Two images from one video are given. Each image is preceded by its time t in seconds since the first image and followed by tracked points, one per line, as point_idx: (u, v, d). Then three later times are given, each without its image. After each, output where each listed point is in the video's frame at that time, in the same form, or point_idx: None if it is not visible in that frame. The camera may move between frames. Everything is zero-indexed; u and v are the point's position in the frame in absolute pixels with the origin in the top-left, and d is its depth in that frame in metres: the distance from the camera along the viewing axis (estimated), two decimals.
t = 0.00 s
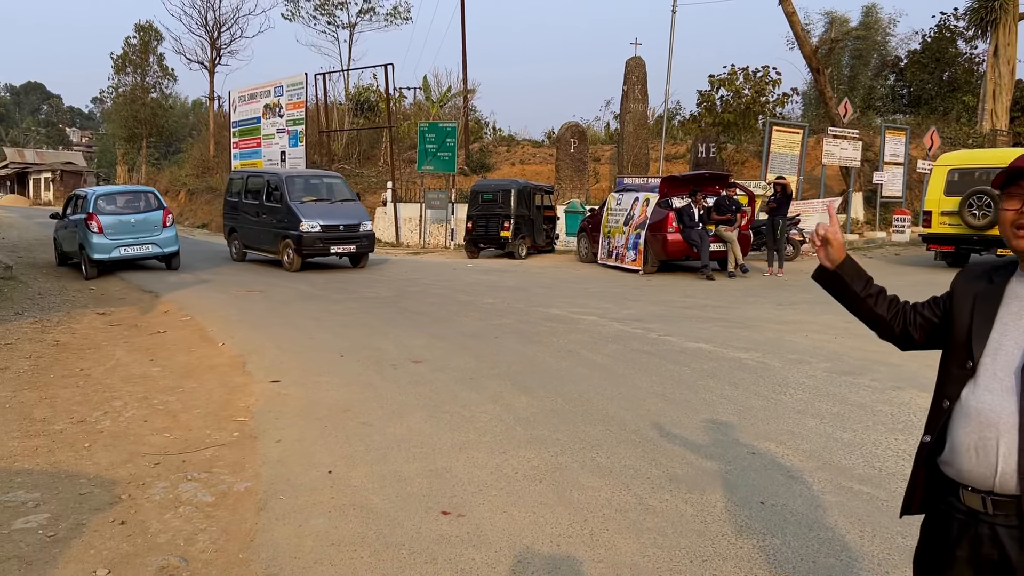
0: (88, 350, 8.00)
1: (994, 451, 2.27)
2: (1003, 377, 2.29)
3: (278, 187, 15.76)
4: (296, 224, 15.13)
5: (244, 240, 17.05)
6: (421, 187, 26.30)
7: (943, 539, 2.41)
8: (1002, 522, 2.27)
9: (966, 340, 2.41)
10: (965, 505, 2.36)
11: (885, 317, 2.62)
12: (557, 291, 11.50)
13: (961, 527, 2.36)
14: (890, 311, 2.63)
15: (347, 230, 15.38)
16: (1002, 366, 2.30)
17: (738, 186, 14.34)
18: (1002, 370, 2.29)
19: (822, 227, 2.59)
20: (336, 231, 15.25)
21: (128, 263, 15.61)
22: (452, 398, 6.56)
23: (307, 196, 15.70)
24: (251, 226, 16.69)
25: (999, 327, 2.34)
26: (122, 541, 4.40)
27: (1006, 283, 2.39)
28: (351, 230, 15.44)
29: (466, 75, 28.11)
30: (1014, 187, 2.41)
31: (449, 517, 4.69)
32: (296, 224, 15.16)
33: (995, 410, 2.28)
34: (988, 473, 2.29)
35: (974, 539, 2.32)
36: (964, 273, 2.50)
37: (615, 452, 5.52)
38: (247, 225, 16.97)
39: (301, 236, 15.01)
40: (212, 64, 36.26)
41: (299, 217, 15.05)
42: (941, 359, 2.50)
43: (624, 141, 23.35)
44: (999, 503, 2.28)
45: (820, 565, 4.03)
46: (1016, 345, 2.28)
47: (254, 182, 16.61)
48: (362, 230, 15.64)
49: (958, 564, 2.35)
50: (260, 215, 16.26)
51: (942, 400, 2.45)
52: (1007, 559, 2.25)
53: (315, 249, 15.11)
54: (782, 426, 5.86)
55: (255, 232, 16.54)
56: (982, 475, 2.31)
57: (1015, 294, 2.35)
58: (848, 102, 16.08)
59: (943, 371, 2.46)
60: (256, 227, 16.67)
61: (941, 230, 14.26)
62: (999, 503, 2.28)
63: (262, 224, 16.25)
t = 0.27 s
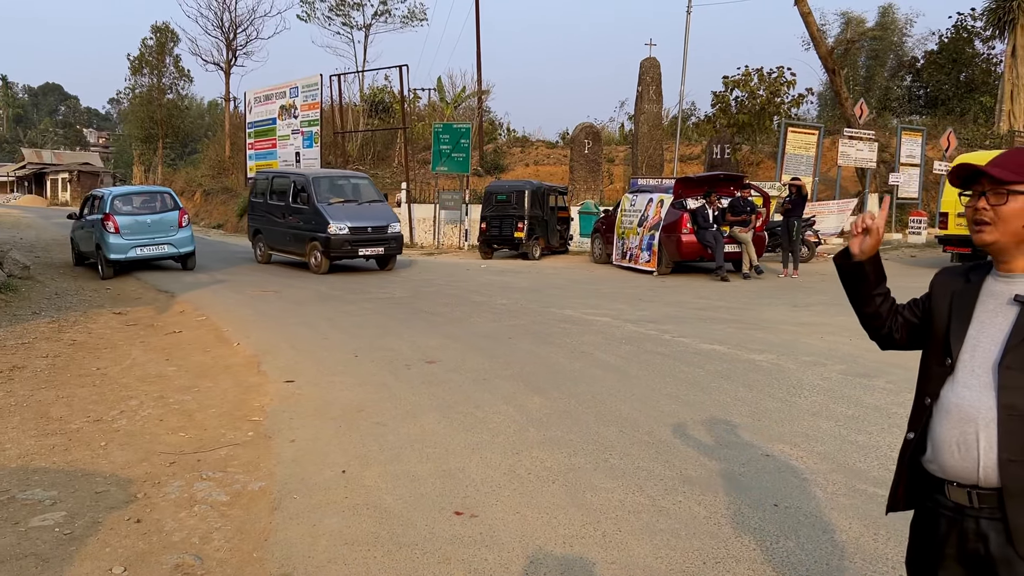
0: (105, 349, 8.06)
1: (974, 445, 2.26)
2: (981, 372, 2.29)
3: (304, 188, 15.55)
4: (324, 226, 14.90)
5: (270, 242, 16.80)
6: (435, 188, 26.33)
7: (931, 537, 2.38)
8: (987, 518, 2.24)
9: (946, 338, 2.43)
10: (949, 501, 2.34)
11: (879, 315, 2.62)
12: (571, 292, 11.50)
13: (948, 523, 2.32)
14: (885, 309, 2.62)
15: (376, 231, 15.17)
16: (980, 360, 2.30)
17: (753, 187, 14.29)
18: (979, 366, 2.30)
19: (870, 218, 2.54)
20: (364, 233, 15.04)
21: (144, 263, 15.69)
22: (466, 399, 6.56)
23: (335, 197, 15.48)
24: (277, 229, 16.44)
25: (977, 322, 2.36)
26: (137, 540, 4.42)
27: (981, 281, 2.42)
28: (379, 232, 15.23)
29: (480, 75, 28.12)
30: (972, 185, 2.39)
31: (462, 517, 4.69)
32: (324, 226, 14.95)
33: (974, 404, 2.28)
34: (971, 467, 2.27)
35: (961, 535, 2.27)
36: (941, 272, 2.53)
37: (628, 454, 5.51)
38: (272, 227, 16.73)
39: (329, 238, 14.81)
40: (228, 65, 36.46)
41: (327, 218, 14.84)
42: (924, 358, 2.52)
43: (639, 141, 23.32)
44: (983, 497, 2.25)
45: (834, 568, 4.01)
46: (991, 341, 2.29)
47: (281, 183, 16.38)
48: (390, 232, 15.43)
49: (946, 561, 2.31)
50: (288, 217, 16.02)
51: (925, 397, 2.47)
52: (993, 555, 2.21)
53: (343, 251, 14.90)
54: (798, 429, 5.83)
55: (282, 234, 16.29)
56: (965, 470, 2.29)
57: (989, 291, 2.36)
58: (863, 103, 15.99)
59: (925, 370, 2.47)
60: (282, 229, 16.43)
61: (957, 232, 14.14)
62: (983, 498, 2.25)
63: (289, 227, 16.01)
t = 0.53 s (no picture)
0: (107, 349, 8.06)
1: (955, 445, 2.29)
2: (963, 372, 2.30)
3: (321, 188, 15.19)
4: (343, 227, 14.52)
5: (284, 244, 16.40)
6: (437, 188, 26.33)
7: (921, 534, 2.43)
8: (970, 517, 2.27)
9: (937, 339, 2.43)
10: (937, 498, 2.37)
11: (875, 320, 2.62)
12: (572, 292, 11.50)
13: (936, 522, 2.37)
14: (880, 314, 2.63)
15: (395, 233, 14.83)
16: (962, 361, 2.31)
17: (755, 188, 14.28)
18: (963, 367, 2.30)
19: (868, 223, 2.50)
20: (383, 235, 14.69)
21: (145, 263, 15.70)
22: (468, 399, 6.56)
23: (353, 198, 15.13)
24: (292, 230, 16.05)
25: (964, 323, 2.35)
26: (139, 539, 4.43)
27: (976, 282, 2.39)
28: (398, 234, 14.89)
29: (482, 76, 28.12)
30: (949, 190, 2.45)
31: (463, 517, 4.69)
32: (342, 228, 14.59)
33: (955, 404, 2.30)
34: (954, 467, 2.30)
35: (946, 531, 2.33)
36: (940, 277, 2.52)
37: (629, 454, 5.51)
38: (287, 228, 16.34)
39: (348, 240, 14.45)
40: (230, 65, 36.49)
41: (346, 220, 14.47)
42: (919, 359, 2.52)
43: (641, 142, 23.32)
44: (965, 496, 2.28)
45: (835, 569, 4.00)
46: (973, 342, 2.29)
47: (296, 183, 15.99)
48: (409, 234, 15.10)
49: (933, 557, 2.37)
50: (303, 217, 15.63)
51: (915, 395, 2.48)
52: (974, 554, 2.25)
53: (362, 253, 14.54)
54: (801, 430, 5.82)
55: (298, 236, 15.89)
56: (950, 470, 2.31)
57: (979, 293, 2.35)
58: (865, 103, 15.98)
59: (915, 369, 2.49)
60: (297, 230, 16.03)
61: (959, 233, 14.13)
62: (965, 496, 2.28)
63: (305, 228, 15.62)
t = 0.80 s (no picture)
0: (96, 349, 8.02)
1: (935, 440, 2.33)
2: (949, 370, 2.31)
3: (330, 189, 14.78)
4: (353, 228, 14.11)
5: (290, 246, 15.93)
6: (428, 188, 26.29)
7: (909, 525, 2.48)
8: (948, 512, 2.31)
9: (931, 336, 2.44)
10: (923, 492, 2.42)
11: (869, 317, 2.67)
12: (563, 292, 11.51)
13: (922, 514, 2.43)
14: (876, 310, 2.68)
15: (407, 234, 14.46)
16: (948, 359, 2.32)
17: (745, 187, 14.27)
18: (950, 364, 2.31)
19: (784, 253, 2.70)
20: (395, 236, 14.31)
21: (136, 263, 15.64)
22: (458, 399, 6.55)
23: (363, 199, 14.74)
24: (299, 232, 15.60)
25: (960, 321, 2.35)
26: (128, 540, 4.40)
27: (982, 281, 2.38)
28: (410, 235, 14.52)
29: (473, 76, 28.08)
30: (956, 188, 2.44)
31: (453, 516, 4.68)
32: (352, 229, 14.19)
33: (937, 401, 2.32)
34: (933, 462, 2.34)
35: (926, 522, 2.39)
36: (952, 275, 2.51)
37: (620, 453, 5.51)
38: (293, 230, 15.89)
39: (359, 242, 14.05)
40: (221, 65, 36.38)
41: (357, 221, 14.08)
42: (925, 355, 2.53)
43: (632, 142, 23.35)
44: (944, 492, 2.32)
45: (822, 567, 4.00)
46: (962, 340, 2.30)
47: (303, 183, 15.56)
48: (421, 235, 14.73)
49: (915, 548, 2.43)
50: (311, 218, 15.19)
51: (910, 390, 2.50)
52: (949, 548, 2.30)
53: (373, 255, 14.14)
54: (791, 429, 5.83)
55: (305, 238, 15.44)
56: (931, 466, 2.35)
57: (981, 293, 2.34)
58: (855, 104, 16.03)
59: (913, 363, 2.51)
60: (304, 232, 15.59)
61: (948, 232, 14.20)
62: (943, 492, 2.33)
63: (313, 229, 15.18)
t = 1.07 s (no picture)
0: (77, 350, 7.96)
1: (920, 438, 2.25)
2: (937, 368, 2.24)
3: (335, 188, 14.27)
4: (362, 229, 13.63)
5: (290, 247, 15.34)
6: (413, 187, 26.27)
7: (897, 526, 2.42)
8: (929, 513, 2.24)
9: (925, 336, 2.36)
10: (911, 493, 2.35)
11: (867, 314, 2.61)
12: (548, 291, 11.51)
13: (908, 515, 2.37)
14: (874, 307, 2.62)
15: (416, 235, 14.06)
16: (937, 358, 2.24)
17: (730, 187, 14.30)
18: (939, 363, 2.24)
19: (782, 249, 2.61)
20: (404, 237, 13.88)
21: (119, 263, 15.53)
22: (443, 398, 6.54)
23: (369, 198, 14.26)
24: (300, 232, 15.03)
25: (953, 318, 2.27)
26: (108, 542, 4.36)
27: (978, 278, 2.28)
28: (418, 236, 14.11)
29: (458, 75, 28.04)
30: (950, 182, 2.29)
31: (438, 516, 4.66)
32: (360, 230, 13.71)
33: (923, 399, 2.25)
34: (918, 462, 2.27)
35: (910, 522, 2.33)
36: (951, 275, 2.42)
37: (604, 451, 5.51)
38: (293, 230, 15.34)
39: (368, 243, 13.58)
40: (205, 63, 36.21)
41: (365, 222, 13.61)
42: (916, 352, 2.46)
43: (617, 141, 23.38)
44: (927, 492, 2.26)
45: (804, 564, 4.02)
46: (952, 339, 2.23)
47: (304, 182, 14.98)
48: (429, 236, 14.35)
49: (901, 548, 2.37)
50: (314, 219, 14.64)
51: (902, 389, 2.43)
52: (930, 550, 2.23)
53: (381, 257, 13.70)
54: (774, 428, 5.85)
55: (307, 239, 14.88)
56: (916, 465, 2.28)
57: (974, 292, 2.25)
58: (838, 103, 16.11)
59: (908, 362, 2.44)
60: (305, 232, 15.03)
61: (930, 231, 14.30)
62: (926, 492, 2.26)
63: (316, 230, 14.64)
